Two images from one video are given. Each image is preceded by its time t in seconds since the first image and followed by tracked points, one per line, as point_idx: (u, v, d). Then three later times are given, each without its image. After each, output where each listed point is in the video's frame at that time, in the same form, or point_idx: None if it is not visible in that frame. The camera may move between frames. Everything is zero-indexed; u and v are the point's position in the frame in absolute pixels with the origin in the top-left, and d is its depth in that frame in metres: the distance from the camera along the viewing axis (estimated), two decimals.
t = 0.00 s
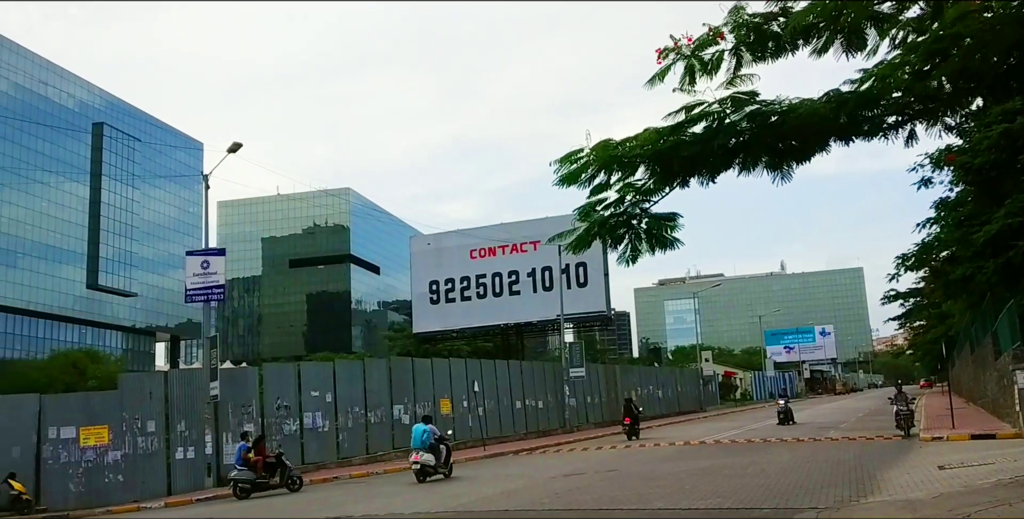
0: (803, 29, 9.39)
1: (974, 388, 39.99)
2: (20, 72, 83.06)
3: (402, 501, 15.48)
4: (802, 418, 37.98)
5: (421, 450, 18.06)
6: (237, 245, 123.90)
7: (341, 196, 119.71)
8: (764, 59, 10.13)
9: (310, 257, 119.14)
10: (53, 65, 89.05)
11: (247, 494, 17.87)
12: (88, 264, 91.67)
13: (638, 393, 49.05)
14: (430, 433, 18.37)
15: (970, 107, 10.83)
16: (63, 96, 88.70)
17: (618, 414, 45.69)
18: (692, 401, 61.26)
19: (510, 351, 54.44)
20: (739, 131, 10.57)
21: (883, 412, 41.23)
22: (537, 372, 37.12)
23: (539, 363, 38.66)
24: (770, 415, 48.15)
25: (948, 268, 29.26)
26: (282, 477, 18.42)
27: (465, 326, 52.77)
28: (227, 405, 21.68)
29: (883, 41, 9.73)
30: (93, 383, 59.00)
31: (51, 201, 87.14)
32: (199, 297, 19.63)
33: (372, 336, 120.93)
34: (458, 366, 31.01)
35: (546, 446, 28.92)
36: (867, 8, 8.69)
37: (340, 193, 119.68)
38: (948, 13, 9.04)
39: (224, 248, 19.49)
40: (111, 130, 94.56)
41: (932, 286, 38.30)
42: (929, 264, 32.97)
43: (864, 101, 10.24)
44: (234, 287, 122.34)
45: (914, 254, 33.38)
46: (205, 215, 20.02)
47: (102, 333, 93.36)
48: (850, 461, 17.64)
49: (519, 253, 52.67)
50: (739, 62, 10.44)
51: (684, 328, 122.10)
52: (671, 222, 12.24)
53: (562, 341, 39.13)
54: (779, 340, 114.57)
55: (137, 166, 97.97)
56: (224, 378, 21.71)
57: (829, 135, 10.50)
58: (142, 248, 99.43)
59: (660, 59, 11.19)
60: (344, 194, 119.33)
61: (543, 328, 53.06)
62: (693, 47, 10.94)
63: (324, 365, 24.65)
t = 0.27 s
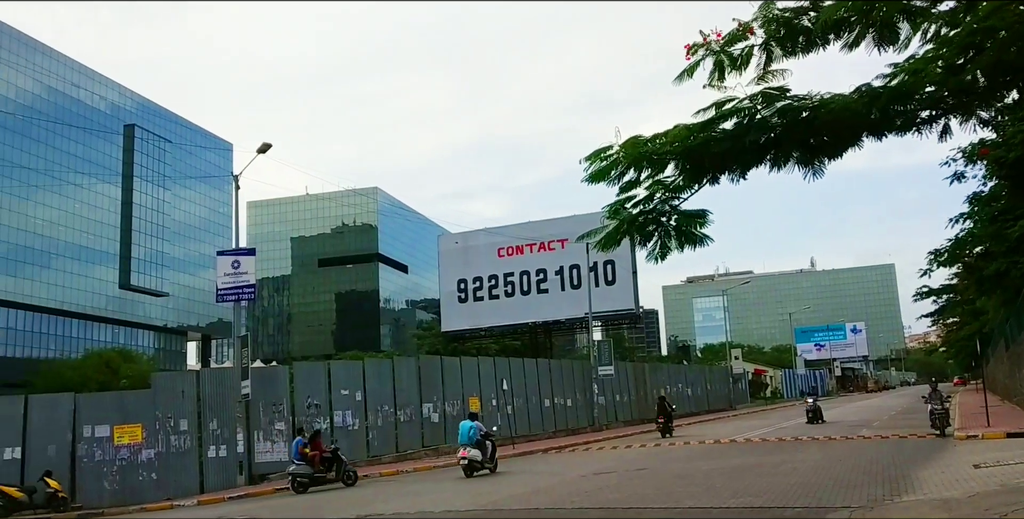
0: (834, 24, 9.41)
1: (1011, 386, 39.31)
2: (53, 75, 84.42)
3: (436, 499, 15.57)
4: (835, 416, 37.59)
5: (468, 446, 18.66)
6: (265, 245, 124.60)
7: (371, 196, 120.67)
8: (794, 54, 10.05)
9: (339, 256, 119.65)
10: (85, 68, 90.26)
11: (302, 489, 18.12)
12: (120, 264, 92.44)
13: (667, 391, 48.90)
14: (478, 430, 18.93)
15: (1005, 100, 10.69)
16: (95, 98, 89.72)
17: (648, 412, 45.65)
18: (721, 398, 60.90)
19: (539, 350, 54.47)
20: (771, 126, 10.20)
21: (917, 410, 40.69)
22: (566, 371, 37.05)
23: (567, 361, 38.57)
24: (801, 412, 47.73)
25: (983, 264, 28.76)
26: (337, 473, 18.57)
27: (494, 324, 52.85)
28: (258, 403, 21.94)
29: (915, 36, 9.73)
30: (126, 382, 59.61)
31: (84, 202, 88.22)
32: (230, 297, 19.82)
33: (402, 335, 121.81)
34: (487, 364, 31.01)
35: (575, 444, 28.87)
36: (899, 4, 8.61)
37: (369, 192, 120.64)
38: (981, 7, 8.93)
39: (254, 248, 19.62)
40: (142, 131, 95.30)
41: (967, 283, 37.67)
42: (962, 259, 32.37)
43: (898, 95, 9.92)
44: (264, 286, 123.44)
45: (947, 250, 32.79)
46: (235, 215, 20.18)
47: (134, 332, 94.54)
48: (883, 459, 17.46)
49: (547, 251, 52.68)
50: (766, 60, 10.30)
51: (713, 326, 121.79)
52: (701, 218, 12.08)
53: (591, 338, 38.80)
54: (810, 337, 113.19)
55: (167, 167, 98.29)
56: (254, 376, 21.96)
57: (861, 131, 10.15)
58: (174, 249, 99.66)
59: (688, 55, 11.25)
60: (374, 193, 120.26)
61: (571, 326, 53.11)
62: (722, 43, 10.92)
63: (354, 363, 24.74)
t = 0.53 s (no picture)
0: (882, 12, 8.43)
1: None
2: (100, 80, 85.97)
3: (484, 496, 15.68)
4: (886, 414, 36.89)
5: (530, 440, 19.31)
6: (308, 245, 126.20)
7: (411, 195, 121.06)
8: (841, 45, 9.23)
9: (381, 256, 120.97)
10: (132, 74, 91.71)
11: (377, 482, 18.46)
12: (168, 265, 92.96)
13: (711, 389, 48.58)
14: (537, 424, 19.58)
15: None
16: (141, 102, 90.92)
17: (691, 410, 45.41)
18: (766, 396, 60.31)
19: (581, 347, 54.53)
20: (817, 120, 9.46)
21: (971, 407, 39.71)
22: (609, 368, 36.97)
23: (610, 358, 38.43)
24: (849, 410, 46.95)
25: None
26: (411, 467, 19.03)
27: (536, 322, 53.04)
28: (305, 402, 22.16)
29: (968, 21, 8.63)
30: (174, 382, 60.63)
31: (133, 205, 89.30)
32: (276, 296, 20.05)
33: (444, 333, 123.14)
34: (531, 361, 30.99)
35: (618, 442, 28.77)
36: None
37: (409, 192, 120.99)
38: None
39: (298, 248, 19.77)
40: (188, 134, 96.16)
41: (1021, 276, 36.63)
42: (1013, 252, 31.41)
43: (947, 85, 9.11)
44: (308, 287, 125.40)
45: (997, 245, 31.87)
46: (280, 215, 20.44)
47: (181, 332, 94.68)
48: (933, 458, 17.15)
49: (588, 249, 52.64)
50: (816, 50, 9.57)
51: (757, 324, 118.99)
52: (745, 213, 11.51)
53: (634, 336, 38.52)
54: (856, 334, 110.22)
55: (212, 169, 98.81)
56: (301, 375, 22.26)
57: (911, 124, 9.34)
58: (219, 249, 99.95)
59: (732, 48, 10.83)
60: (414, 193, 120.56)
61: (613, 323, 53.11)
62: (765, 36, 10.53)
63: (398, 361, 24.91)
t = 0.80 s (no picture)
0: (936, 6, 9.55)
1: None
2: (152, 83, 84.80)
3: (537, 494, 15.71)
4: (946, 411, 36.03)
5: (595, 436, 19.98)
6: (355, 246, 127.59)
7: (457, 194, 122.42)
8: (894, 35, 10.11)
9: (428, 254, 121.85)
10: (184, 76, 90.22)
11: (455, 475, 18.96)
12: (220, 266, 91.53)
13: (762, 386, 48.07)
14: (604, 421, 20.56)
15: None
16: (194, 105, 89.47)
17: (743, 408, 44.96)
18: (818, 394, 59.51)
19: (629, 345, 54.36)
20: (872, 112, 11.13)
21: None
22: (657, 365, 36.70)
23: (658, 356, 38.11)
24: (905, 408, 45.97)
25: None
26: (485, 459, 19.45)
27: (584, 319, 52.65)
28: (355, 400, 22.37)
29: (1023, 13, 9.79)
30: (226, 381, 61.42)
31: (186, 207, 87.70)
32: (326, 296, 20.26)
33: (491, 332, 124.69)
34: (579, 359, 30.86)
35: (668, 440, 28.53)
36: None
37: (456, 190, 122.32)
38: None
39: (347, 248, 19.95)
40: (240, 136, 94.47)
41: None
42: None
43: (1002, 78, 10.76)
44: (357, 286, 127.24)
45: None
46: (330, 216, 20.64)
47: (234, 332, 93.92)
48: (993, 457, 16.74)
49: (635, 246, 52.05)
50: (867, 40, 10.35)
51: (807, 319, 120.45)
52: (798, 209, 12.24)
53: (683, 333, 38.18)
54: (911, 330, 109.96)
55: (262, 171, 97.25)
56: (352, 374, 22.43)
57: (968, 114, 10.99)
58: (271, 250, 98.36)
59: (782, 39, 11.26)
60: (460, 191, 121.95)
61: (661, 320, 52.69)
62: (817, 26, 11.01)
63: (447, 360, 25.00)
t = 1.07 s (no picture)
0: None
1: None
2: (195, 87, 85.86)
3: (577, 492, 15.73)
4: (997, 409, 35.37)
5: (649, 433, 20.18)
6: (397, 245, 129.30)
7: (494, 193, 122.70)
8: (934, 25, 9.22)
9: (467, 252, 122.91)
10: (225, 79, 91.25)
11: (516, 469, 19.63)
12: (264, 266, 92.59)
13: (803, 384, 47.72)
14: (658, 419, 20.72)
15: None
16: (235, 108, 90.55)
17: (785, 407, 44.73)
18: (862, 391, 58.92)
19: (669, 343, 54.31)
20: (917, 107, 10.21)
21: None
22: (699, 362, 36.50)
23: (698, 354, 37.95)
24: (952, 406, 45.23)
25: None
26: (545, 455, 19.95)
27: (623, 318, 52.51)
28: (397, 398, 22.52)
29: None
30: (269, 380, 62.17)
31: (228, 208, 88.82)
32: (367, 295, 20.49)
33: (529, 331, 125.53)
34: (618, 357, 30.87)
35: (710, 438, 28.39)
36: None
37: (493, 189, 122.84)
38: None
39: (388, 247, 20.11)
40: (280, 138, 95.40)
41: None
42: None
43: None
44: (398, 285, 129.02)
45: None
46: (370, 216, 20.88)
47: (278, 330, 95.13)
48: None
49: (675, 244, 51.77)
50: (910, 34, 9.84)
51: (848, 318, 121.98)
52: (841, 205, 11.66)
53: (722, 330, 37.92)
54: (957, 327, 111.80)
55: (303, 172, 98.27)
56: (394, 372, 22.63)
57: None
58: (311, 250, 99.47)
59: (824, 33, 10.61)
60: (497, 190, 122.35)
61: (701, 318, 52.35)
62: (860, 19, 10.43)
63: (488, 358, 25.12)
